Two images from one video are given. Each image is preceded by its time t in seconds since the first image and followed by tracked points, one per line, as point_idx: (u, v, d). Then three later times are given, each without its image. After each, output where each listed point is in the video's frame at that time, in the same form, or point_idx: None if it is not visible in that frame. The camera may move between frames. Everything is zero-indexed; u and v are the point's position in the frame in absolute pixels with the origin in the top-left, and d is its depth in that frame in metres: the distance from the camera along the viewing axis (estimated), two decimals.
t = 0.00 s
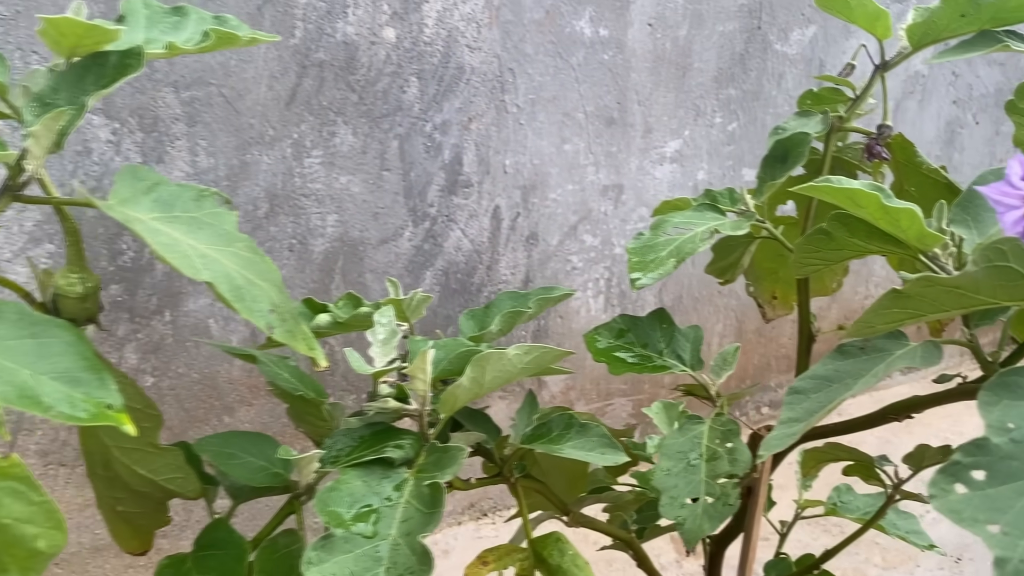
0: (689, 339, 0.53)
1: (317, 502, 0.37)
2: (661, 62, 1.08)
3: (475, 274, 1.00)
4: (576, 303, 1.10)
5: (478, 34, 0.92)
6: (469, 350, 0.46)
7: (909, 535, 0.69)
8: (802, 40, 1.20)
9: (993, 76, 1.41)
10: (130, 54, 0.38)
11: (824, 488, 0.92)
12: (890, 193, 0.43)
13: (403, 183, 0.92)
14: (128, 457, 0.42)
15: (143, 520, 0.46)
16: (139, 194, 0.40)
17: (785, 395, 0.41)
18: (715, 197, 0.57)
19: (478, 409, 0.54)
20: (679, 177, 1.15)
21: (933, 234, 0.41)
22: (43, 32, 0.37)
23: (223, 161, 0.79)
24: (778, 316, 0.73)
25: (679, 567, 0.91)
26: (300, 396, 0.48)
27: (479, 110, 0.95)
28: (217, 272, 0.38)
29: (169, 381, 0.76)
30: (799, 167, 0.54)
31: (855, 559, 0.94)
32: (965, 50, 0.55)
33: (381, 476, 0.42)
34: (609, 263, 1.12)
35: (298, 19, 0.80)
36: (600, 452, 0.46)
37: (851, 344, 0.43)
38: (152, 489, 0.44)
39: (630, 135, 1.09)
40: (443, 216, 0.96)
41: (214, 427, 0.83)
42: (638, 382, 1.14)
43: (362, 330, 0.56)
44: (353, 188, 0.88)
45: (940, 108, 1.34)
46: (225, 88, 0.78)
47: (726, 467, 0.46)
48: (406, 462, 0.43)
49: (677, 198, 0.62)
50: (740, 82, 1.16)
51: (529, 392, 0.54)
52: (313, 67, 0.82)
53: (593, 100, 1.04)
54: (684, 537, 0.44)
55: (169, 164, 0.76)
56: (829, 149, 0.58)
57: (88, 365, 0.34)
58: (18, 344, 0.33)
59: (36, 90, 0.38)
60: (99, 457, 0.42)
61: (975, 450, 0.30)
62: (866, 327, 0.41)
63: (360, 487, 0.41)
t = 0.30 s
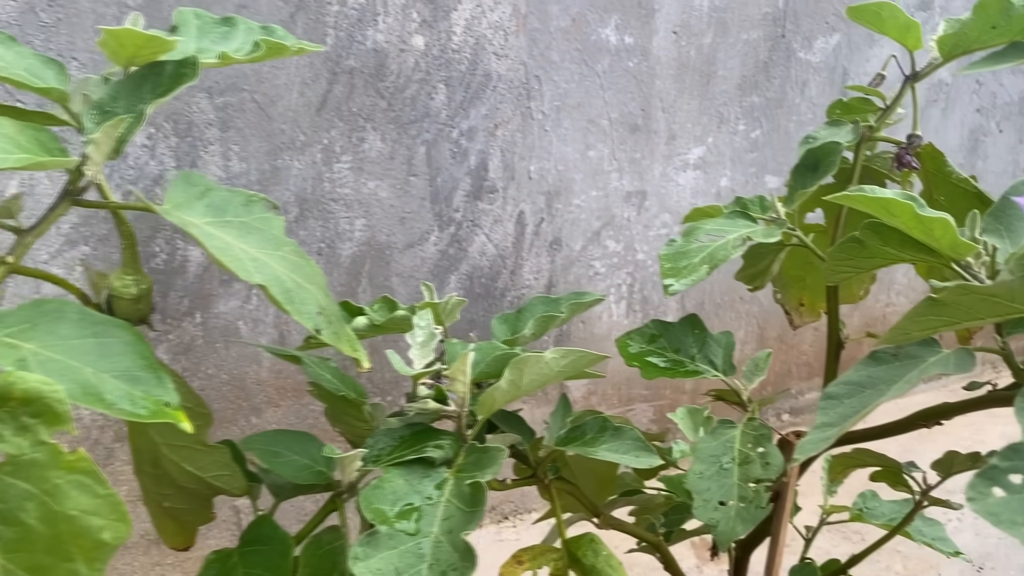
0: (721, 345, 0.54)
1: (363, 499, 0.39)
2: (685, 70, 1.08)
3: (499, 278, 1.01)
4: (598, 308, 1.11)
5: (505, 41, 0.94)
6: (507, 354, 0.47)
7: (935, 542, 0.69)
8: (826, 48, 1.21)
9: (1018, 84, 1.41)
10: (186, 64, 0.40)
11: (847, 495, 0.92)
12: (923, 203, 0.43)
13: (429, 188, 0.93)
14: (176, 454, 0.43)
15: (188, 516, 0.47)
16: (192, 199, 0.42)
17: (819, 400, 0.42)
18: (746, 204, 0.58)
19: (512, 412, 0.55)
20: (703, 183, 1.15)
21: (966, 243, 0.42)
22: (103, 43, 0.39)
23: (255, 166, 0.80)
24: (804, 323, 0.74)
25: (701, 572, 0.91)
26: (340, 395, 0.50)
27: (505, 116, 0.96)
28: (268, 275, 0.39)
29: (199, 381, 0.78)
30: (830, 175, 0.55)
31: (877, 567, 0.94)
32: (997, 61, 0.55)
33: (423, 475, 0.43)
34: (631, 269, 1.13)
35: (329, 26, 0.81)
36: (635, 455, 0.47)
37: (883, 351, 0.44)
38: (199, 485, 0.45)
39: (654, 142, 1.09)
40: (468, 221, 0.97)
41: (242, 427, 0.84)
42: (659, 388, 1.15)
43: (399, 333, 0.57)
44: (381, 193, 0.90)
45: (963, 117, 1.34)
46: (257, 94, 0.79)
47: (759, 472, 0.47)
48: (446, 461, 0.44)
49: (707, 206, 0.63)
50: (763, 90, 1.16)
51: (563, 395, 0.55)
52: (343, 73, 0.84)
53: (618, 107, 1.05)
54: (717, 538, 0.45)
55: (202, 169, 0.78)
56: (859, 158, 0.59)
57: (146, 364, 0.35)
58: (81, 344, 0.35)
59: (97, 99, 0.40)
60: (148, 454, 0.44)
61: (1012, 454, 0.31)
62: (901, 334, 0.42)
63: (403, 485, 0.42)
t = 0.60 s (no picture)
0: (756, 349, 0.55)
1: (409, 495, 0.39)
2: (711, 76, 1.09)
3: (524, 282, 1.02)
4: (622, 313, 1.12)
5: (533, 48, 0.94)
6: (546, 356, 0.48)
7: (964, 548, 0.70)
8: (851, 56, 1.21)
9: None
10: (239, 70, 0.40)
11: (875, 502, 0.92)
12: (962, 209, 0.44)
13: (456, 192, 0.94)
14: (223, 451, 0.44)
15: (232, 512, 0.48)
16: (244, 201, 0.43)
17: (857, 403, 0.42)
18: (779, 210, 0.59)
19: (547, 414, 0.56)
20: (727, 189, 1.16)
21: (1005, 250, 0.42)
22: (160, 48, 0.40)
23: (286, 170, 0.82)
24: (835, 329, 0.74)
25: None
26: (381, 395, 0.51)
27: (532, 121, 0.97)
28: (318, 276, 0.40)
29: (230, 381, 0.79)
30: (865, 182, 0.56)
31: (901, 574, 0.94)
32: None
33: (464, 474, 0.44)
34: (655, 274, 1.13)
35: (361, 32, 0.82)
36: (671, 457, 0.48)
37: (921, 356, 0.44)
38: (245, 482, 0.46)
39: (679, 148, 1.10)
40: (494, 225, 0.98)
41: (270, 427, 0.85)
42: (682, 393, 1.15)
43: (436, 334, 0.58)
44: (409, 198, 0.91)
45: (988, 124, 1.34)
46: (290, 99, 0.81)
47: (795, 475, 0.48)
48: (486, 461, 0.45)
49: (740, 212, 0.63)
50: (789, 96, 1.17)
51: (598, 398, 0.55)
52: (374, 79, 0.85)
53: (644, 112, 1.05)
54: (754, 540, 0.46)
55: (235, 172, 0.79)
56: (893, 165, 0.59)
57: (203, 360, 0.36)
58: (140, 342, 0.36)
59: (153, 103, 0.41)
60: (195, 451, 0.45)
61: None
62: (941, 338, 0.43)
63: (446, 484, 0.43)
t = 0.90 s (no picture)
0: (790, 353, 0.55)
1: (452, 492, 0.40)
2: (737, 82, 1.09)
3: (548, 286, 1.03)
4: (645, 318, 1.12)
5: (560, 53, 0.95)
6: (583, 357, 0.49)
7: (994, 555, 0.69)
8: (877, 62, 1.21)
9: None
10: (287, 74, 0.41)
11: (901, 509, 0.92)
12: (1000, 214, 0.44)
13: (482, 197, 0.95)
14: (267, 448, 0.45)
15: (273, 508, 0.49)
16: (292, 203, 0.44)
17: (895, 407, 0.43)
18: (812, 215, 0.59)
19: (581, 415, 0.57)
20: (752, 195, 1.16)
21: None
22: (212, 53, 0.41)
23: (317, 173, 0.83)
24: (865, 334, 0.74)
25: None
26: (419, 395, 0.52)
27: (559, 126, 0.98)
28: (364, 277, 0.41)
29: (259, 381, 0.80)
30: (899, 187, 0.56)
31: None
32: None
33: (504, 473, 0.44)
34: (679, 279, 1.14)
35: (391, 38, 0.83)
36: (707, 458, 0.48)
37: (958, 360, 0.45)
38: (288, 479, 0.47)
39: (704, 153, 1.10)
40: (520, 229, 0.99)
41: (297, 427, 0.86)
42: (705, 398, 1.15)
43: (471, 336, 0.58)
44: (436, 201, 0.92)
45: (1015, 131, 1.33)
46: (321, 104, 0.82)
47: (830, 477, 0.48)
48: (525, 460, 0.45)
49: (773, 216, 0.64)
50: (814, 102, 1.17)
51: (632, 401, 0.56)
52: (403, 84, 0.86)
53: (669, 118, 1.06)
54: (790, 542, 0.46)
55: (266, 175, 0.81)
56: (926, 172, 0.59)
57: (254, 357, 0.37)
58: (193, 339, 0.36)
59: (205, 106, 0.42)
60: (239, 448, 0.46)
61: None
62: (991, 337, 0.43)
63: (486, 482, 0.43)
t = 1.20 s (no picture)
0: (825, 358, 0.55)
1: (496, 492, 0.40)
2: (763, 88, 1.09)
3: (573, 291, 1.03)
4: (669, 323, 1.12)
5: (588, 59, 0.95)
6: (621, 362, 0.49)
7: None
8: (903, 69, 1.20)
9: None
10: (335, 79, 0.42)
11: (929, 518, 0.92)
12: None
13: (509, 201, 0.95)
14: (310, 447, 0.46)
15: (313, 507, 0.50)
16: (338, 205, 0.44)
17: (936, 413, 0.43)
18: (847, 221, 0.59)
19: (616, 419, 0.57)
20: (777, 202, 1.16)
21: None
22: (262, 58, 0.42)
23: (346, 177, 0.84)
24: (896, 341, 0.73)
25: None
26: (457, 397, 0.52)
27: (585, 131, 0.98)
28: (409, 279, 0.42)
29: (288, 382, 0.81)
30: (936, 194, 0.56)
31: None
32: None
33: (544, 474, 0.45)
34: (703, 285, 1.14)
35: (420, 44, 0.84)
36: (744, 463, 0.49)
37: (1000, 367, 0.45)
38: (329, 478, 0.48)
39: (730, 159, 1.10)
40: (545, 234, 0.99)
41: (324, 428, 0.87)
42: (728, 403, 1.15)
43: (507, 339, 0.59)
44: (463, 206, 0.92)
45: None
46: (352, 109, 0.83)
47: (868, 482, 0.48)
48: (565, 462, 0.46)
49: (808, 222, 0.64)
50: (840, 109, 1.17)
51: (667, 405, 0.56)
52: (432, 89, 0.87)
53: (695, 123, 1.06)
54: (827, 546, 0.46)
55: (297, 179, 0.82)
56: (962, 179, 0.59)
57: (305, 357, 0.37)
58: (245, 339, 0.37)
59: (254, 111, 0.43)
60: (282, 447, 0.47)
61: None
62: None
63: (527, 483, 0.44)
